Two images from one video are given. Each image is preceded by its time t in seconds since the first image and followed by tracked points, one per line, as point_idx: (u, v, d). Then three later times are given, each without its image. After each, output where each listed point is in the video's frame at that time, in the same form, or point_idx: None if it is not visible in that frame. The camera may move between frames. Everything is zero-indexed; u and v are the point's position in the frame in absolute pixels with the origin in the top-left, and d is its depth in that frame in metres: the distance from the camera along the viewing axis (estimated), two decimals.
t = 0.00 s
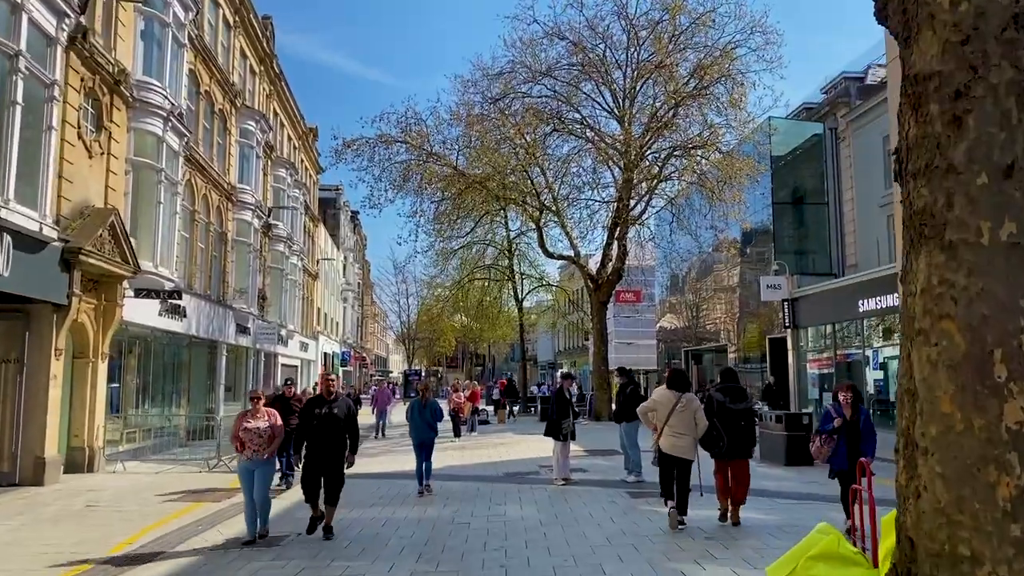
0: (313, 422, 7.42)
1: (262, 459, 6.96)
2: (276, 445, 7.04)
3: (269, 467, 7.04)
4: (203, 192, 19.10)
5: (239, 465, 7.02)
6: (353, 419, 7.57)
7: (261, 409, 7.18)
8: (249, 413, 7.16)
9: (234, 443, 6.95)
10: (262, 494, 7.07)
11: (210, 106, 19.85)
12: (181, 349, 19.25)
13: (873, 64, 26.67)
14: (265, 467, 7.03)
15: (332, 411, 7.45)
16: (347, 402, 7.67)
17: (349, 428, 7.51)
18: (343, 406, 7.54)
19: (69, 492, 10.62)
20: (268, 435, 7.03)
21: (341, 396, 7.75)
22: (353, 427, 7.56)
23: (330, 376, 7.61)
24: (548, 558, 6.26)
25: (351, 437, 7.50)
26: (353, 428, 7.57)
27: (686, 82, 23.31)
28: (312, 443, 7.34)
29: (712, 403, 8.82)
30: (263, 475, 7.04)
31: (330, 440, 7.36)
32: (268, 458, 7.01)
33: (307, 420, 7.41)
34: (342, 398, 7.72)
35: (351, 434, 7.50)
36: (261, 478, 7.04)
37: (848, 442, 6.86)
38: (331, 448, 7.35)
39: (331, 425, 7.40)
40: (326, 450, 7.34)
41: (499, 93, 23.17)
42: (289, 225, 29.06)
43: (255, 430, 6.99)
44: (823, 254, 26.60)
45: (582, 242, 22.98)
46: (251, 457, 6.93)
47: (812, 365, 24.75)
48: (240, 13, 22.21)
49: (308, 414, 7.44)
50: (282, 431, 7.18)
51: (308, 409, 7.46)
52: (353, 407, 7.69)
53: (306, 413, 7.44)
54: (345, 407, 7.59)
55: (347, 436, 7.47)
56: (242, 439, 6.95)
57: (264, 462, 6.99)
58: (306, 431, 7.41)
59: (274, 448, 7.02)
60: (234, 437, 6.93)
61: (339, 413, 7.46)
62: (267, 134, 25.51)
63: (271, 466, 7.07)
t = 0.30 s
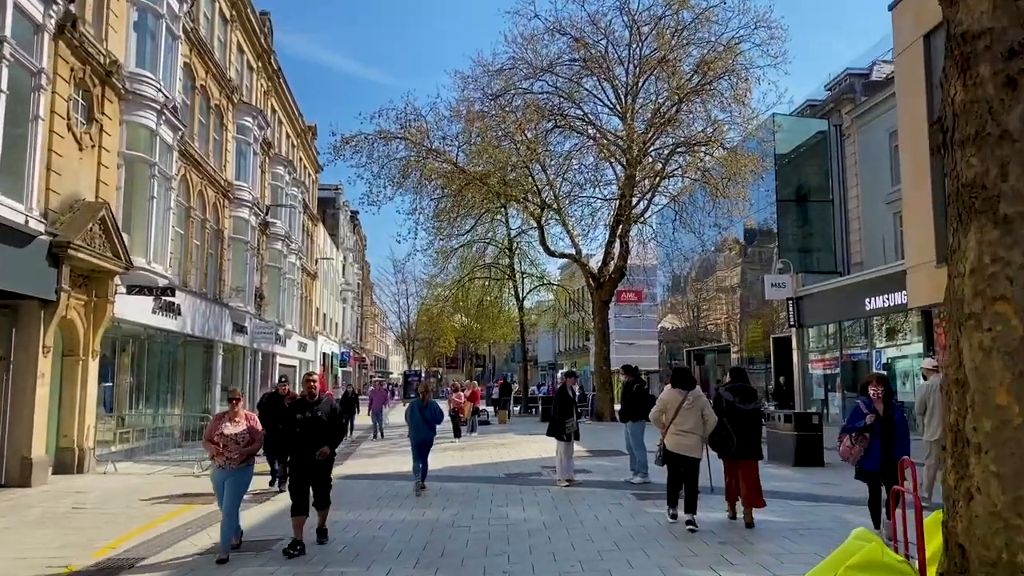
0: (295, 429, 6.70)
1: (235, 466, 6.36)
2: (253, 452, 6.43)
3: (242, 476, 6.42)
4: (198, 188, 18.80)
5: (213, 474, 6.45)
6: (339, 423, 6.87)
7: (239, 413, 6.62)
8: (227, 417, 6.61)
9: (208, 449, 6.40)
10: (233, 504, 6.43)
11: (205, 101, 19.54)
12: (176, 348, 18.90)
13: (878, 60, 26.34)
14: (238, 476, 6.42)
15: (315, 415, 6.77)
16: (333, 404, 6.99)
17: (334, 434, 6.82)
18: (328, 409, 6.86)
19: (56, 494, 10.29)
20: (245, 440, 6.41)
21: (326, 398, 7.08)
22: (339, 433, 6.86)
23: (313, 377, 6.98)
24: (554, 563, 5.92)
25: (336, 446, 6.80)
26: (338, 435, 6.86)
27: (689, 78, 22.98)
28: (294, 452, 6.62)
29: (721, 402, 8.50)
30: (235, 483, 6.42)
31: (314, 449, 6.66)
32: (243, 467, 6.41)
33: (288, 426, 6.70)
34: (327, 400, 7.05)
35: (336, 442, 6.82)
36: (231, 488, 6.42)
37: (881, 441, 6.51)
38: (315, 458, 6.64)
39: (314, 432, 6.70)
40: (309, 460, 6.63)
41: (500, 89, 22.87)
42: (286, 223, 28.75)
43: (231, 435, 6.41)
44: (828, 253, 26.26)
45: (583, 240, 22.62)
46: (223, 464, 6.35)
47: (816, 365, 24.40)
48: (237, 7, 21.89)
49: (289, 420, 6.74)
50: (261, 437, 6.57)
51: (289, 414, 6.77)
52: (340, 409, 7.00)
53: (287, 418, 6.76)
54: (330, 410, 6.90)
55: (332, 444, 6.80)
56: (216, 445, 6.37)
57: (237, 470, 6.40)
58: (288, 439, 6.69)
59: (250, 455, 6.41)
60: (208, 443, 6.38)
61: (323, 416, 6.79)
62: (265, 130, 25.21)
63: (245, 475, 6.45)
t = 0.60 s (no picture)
0: (270, 436, 6.02)
1: (204, 480, 5.57)
2: (224, 462, 5.63)
3: (216, 490, 5.62)
4: (193, 188, 18.46)
5: (179, 490, 5.62)
6: (322, 431, 6.21)
7: (208, 419, 5.74)
8: (194, 424, 5.74)
9: (173, 461, 5.58)
10: (207, 523, 5.65)
11: (200, 99, 19.20)
12: (170, 351, 18.50)
13: (883, 60, 26.00)
14: (210, 491, 5.61)
15: (292, 423, 6.05)
16: (313, 408, 6.27)
17: (315, 444, 6.14)
18: (308, 416, 6.15)
19: (40, 504, 9.91)
20: (214, 448, 5.60)
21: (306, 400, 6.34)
22: (321, 442, 6.19)
23: (291, 378, 6.20)
24: None
25: (318, 455, 6.14)
26: (321, 444, 6.19)
27: (692, 76, 22.62)
28: (270, 464, 5.94)
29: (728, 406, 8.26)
30: (208, 500, 5.59)
31: (291, 462, 5.96)
32: (214, 480, 5.61)
33: (263, 434, 6.00)
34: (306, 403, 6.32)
35: (318, 452, 6.16)
36: (205, 505, 5.59)
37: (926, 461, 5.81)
38: (293, 471, 5.96)
39: (292, 443, 6.00)
40: (287, 471, 5.95)
41: (500, 89, 22.54)
42: (284, 225, 28.40)
43: (198, 444, 5.59)
44: (833, 254, 25.89)
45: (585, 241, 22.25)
46: (191, 478, 5.56)
47: (821, 368, 24.03)
48: (233, 5, 21.55)
49: (264, 427, 6.03)
50: (233, 444, 5.73)
51: (264, 419, 6.07)
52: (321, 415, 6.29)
53: (261, 425, 6.05)
54: (311, 416, 6.20)
55: (315, 455, 6.13)
56: (182, 456, 5.56)
57: (208, 484, 5.59)
58: (262, 447, 6.01)
59: (220, 465, 5.62)
60: (172, 453, 5.56)
61: (302, 425, 6.08)
62: (261, 130, 24.86)
63: (218, 489, 5.65)
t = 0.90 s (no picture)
0: (243, 440, 5.36)
1: (160, 485, 5.01)
2: (183, 467, 5.10)
3: (174, 499, 5.08)
4: (187, 184, 18.14)
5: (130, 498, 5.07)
6: (304, 436, 5.50)
7: (163, 418, 5.24)
8: (147, 424, 5.23)
9: (122, 466, 5.04)
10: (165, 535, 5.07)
11: (195, 94, 18.87)
12: (164, 349, 18.15)
13: (887, 56, 25.70)
14: (166, 500, 5.05)
15: (268, 428, 5.35)
16: (295, 409, 5.54)
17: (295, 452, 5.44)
18: (286, 420, 5.43)
19: (22, 505, 9.55)
20: (171, 450, 5.11)
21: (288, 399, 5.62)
22: (303, 448, 5.49)
23: (268, 376, 5.42)
24: None
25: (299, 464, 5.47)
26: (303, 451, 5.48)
27: (695, 72, 22.31)
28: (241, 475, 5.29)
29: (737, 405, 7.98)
30: (164, 509, 5.05)
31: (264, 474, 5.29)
32: (170, 487, 5.06)
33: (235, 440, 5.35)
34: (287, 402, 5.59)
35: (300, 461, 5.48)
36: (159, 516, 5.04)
37: (981, 461, 5.12)
38: (267, 484, 5.29)
39: (267, 451, 5.31)
40: (259, 479, 5.28)
41: (501, 85, 22.24)
42: (281, 223, 28.09)
43: (153, 446, 5.08)
44: (837, 252, 25.55)
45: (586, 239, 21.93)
46: (145, 484, 5.00)
47: (826, 369, 23.73)
48: None
49: (236, 432, 5.36)
50: (193, 447, 5.23)
51: (238, 422, 5.41)
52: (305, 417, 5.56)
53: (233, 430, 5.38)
54: (291, 419, 5.48)
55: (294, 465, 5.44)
56: (134, 459, 5.03)
57: (164, 492, 5.04)
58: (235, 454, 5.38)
59: (178, 469, 5.08)
60: (122, 457, 5.03)
61: (279, 430, 5.37)
62: (258, 127, 24.55)
63: (175, 498, 5.09)
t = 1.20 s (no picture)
0: (206, 451, 4.83)
1: (109, 514, 4.53)
2: (138, 492, 4.60)
3: (124, 528, 4.61)
4: (181, 182, 17.78)
5: (75, 523, 4.58)
6: (273, 444, 4.90)
7: (116, 435, 4.67)
8: (98, 438, 4.67)
9: (67, 490, 4.49)
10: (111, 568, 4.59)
11: (189, 91, 18.50)
12: (157, 351, 17.76)
13: (892, 54, 25.37)
14: (115, 530, 4.57)
15: (232, 436, 4.81)
16: (265, 415, 4.96)
17: (262, 462, 4.83)
18: (252, 427, 4.86)
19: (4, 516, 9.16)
20: (128, 474, 4.59)
21: (261, 403, 5.07)
22: (271, 460, 4.87)
23: (233, 378, 4.89)
24: None
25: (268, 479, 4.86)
26: (269, 463, 4.85)
27: (698, 70, 21.95)
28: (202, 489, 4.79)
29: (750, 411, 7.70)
30: (112, 539, 4.57)
31: (226, 485, 4.78)
32: (123, 514, 4.59)
33: (197, 451, 4.82)
34: (261, 407, 5.05)
35: (264, 474, 4.83)
36: (102, 549, 4.54)
37: None
38: (229, 496, 4.77)
39: (229, 462, 4.78)
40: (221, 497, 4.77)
41: (501, 83, 21.89)
42: (278, 222, 27.74)
43: (106, 469, 4.53)
44: (842, 252, 25.20)
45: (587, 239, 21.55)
46: (92, 513, 4.50)
47: (831, 371, 23.37)
48: None
49: (199, 442, 4.84)
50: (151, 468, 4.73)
51: (200, 430, 4.85)
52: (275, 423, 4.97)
53: (196, 438, 4.87)
54: (259, 426, 4.89)
55: (257, 480, 4.82)
56: (81, 484, 4.48)
57: (114, 521, 4.56)
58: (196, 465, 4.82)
59: (132, 495, 4.59)
60: (68, 482, 4.46)
61: (243, 438, 4.81)
62: (254, 125, 24.19)
63: (125, 525, 4.61)
